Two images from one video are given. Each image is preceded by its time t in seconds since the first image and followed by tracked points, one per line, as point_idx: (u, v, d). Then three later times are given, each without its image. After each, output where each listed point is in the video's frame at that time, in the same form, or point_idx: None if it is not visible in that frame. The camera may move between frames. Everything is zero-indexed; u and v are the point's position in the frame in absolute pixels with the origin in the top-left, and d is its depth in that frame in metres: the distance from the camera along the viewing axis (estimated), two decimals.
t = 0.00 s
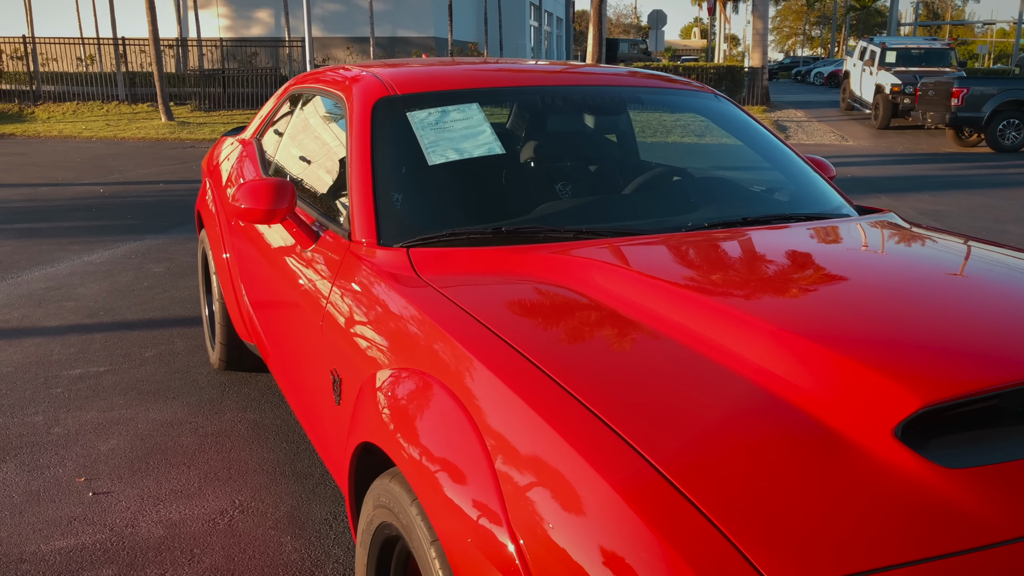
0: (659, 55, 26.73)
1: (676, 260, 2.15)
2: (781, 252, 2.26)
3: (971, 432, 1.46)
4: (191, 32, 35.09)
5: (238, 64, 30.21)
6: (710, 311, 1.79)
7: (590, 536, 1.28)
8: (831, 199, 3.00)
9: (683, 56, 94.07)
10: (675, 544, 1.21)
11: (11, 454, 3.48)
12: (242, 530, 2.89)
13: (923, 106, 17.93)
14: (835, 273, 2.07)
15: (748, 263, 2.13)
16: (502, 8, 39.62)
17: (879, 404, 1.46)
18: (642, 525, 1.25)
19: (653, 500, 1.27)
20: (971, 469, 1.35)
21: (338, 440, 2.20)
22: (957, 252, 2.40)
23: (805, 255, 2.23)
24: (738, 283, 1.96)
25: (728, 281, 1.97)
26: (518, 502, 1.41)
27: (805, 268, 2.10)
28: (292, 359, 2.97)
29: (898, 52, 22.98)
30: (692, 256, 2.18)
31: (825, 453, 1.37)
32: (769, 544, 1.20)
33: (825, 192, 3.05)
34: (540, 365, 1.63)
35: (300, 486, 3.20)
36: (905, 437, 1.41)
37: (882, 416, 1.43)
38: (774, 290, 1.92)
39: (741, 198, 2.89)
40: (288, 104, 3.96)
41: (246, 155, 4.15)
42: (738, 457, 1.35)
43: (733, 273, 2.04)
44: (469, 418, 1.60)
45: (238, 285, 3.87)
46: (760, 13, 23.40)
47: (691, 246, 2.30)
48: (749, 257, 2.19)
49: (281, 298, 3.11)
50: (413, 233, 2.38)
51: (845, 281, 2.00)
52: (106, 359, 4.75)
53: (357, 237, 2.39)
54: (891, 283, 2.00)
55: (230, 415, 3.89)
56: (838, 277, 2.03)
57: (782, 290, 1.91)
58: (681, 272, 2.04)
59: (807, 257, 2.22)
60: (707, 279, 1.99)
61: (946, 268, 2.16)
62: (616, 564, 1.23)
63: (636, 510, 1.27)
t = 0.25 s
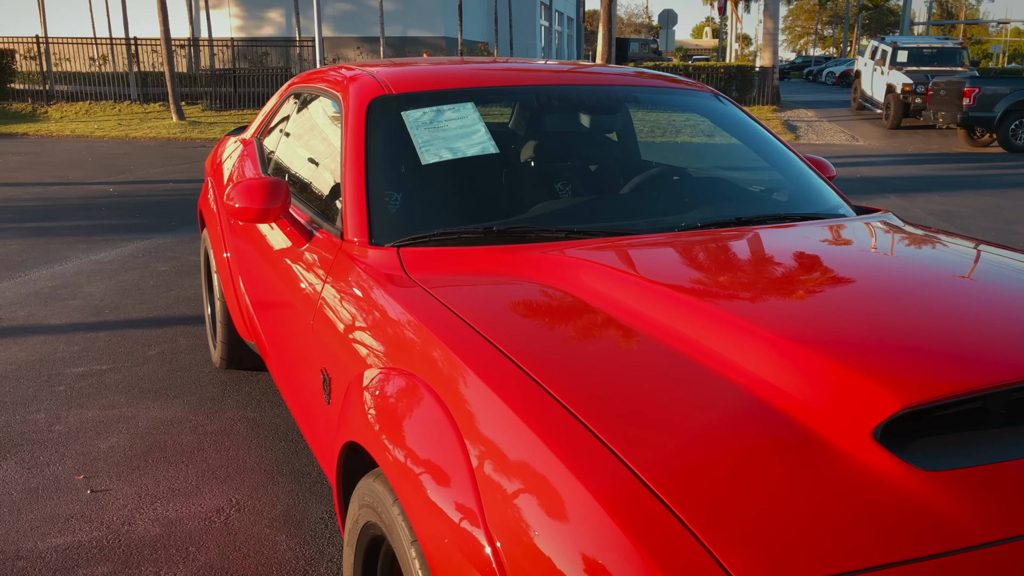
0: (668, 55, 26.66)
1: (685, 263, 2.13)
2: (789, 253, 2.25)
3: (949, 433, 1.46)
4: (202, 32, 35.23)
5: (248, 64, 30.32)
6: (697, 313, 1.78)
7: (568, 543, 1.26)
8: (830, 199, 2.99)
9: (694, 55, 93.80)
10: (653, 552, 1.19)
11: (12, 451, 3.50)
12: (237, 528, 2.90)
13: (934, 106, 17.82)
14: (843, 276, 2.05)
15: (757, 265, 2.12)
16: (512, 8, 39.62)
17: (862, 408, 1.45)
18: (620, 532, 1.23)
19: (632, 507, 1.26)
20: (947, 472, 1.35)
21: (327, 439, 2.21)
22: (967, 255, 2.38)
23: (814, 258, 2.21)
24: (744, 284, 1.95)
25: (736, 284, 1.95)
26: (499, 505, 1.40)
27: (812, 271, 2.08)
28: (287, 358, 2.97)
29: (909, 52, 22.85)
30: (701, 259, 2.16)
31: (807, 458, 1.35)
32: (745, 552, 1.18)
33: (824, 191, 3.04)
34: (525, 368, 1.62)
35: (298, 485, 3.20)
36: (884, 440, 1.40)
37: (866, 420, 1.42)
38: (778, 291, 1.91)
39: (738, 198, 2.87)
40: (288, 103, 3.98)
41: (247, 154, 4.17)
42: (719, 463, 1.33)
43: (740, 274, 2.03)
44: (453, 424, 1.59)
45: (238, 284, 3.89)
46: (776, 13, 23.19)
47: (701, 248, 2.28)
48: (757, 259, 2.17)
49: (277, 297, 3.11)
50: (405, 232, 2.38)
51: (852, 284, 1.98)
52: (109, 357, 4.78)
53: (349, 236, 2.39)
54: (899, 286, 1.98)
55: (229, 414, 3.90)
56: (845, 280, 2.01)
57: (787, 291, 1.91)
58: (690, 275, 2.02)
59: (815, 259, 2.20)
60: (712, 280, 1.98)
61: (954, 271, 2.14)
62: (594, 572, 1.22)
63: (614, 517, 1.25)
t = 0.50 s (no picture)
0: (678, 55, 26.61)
1: (693, 263, 2.12)
2: (796, 254, 2.23)
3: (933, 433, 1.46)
4: (213, 32, 35.36)
5: (258, 64, 30.41)
6: (686, 313, 1.78)
7: (551, 547, 1.25)
8: (829, 198, 2.97)
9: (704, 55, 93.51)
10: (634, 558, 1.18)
11: (14, 448, 3.53)
12: (234, 527, 2.91)
13: (944, 106, 17.72)
14: (849, 277, 2.03)
15: (764, 266, 2.10)
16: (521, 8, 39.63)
17: (846, 410, 1.44)
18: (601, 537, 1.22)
19: (615, 512, 1.25)
20: (930, 474, 1.34)
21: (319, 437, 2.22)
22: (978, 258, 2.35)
23: (823, 259, 2.20)
24: (752, 284, 1.94)
25: (742, 284, 1.94)
26: (483, 507, 1.40)
27: (819, 272, 2.07)
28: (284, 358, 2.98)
29: (920, 52, 22.73)
30: (709, 260, 2.15)
31: (793, 464, 1.35)
32: (725, 560, 1.17)
33: (823, 191, 3.03)
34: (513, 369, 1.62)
35: (296, 484, 3.21)
36: (869, 443, 1.40)
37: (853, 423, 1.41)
38: (786, 292, 1.90)
39: (737, 198, 2.86)
40: (288, 103, 3.99)
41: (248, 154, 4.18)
42: (704, 467, 1.32)
43: (748, 275, 2.02)
44: (439, 427, 1.59)
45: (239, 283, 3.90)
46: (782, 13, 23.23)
47: (709, 249, 2.26)
48: (764, 260, 2.16)
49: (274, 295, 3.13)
50: (399, 231, 2.38)
51: (858, 285, 1.97)
52: (113, 355, 4.80)
53: (343, 235, 2.40)
54: (904, 287, 1.97)
55: (230, 412, 3.92)
56: (850, 281, 2.00)
57: (795, 292, 1.90)
58: (696, 276, 2.01)
59: (822, 259, 2.18)
60: (721, 281, 1.97)
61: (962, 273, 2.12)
62: None
63: (596, 523, 1.24)
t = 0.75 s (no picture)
0: (688, 54, 26.54)
1: (702, 265, 2.09)
2: (804, 255, 2.20)
3: (918, 435, 1.45)
4: (224, 32, 35.51)
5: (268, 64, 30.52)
6: (675, 314, 1.76)
7: (528, 552, 1.23)
8: (828, 197, 2.95)
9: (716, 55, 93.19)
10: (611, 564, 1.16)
11: (14, 446, 3.54)
12: (230, 525, 2.91)
13: (956, 106, 17.61)
14: (857, 278, 2.00)
15: (772, 268, 2.07)
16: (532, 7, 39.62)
17: (833, 415, 1.41)
18: (579, 543, 1.20)
19: (593, 518, 1.23)
20: (914, 477, 1.33)
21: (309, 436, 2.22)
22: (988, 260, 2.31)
23: (831, 260, 2.17)
24: (760, 286, 1.92)
25: (749, 285, 1.92)
26: (464, 511, 1.38)
27: (827, 273, 2.04)
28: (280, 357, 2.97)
29: (932, 51, 22.58)
30: (718, 261, 2.12)
31: (778, 469, 1.33)
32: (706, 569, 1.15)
33: (822, 190, 3.00)
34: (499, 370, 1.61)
35: (293, 483, 3.21)
36: (853, 447, 1.38)
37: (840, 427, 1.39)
38: (793, 293, 1.88)
39: (736, 198, 2.83)
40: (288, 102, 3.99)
41: (249, 153, 4.19)
42: (687, 473, 1.30)
43: (755, 276, 2.00)
44: (424, 430, 1.58)
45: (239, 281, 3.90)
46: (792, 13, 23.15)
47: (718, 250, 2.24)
48: (772, 261, 2.13)
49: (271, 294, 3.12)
50: (392, 230, 2.38)
51: (865, 286, 1.94)
52: (115, 353, 4.81)
53: (336, 233, 2.40)
54: (908, 288, 1.94)
55: (230, 410, 3.92)
56: (859, 282, 1.97)
57: (801, 293, 1.87)
58: (705, 277, 1.99)
59: (830, 261, 2.15)
60: (728, 283, 1.94)
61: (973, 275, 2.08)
62: None
63: (575, 529, 1.22)
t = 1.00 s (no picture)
0: (697, 54, 26.47)
1: (710, 266, 2.07)
2: (812, 256, 2.17)
3: (905, 437, 1.43)
4: (234, 33, 35.63)
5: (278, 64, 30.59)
6: (664, 314, 1.75)
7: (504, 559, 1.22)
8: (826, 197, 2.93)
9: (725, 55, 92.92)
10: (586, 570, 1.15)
11: (14, 443, 3.55)
12: (225, 524, 2.91)
13: (966, 106, 17.49)
14: (864, 279, 1.98)
15: (779, 269, 2.05)
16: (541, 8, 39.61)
17: (818, 418, 1.39)
18: (554, 550, 1.18)
19: (570, 525, 1.21)
20: (896, 479, 1.31)
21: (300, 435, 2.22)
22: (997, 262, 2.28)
23: (839, 261, 2.14)
24: (766, 286, 1.90)
25: (755, 286, 1.90)
26: (442, 515, 1.37)
27: (833, 275, 2.02)
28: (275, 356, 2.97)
29: (943, 50, 22.45)
30: (726, 262, 2.10)
31: (760, 473, 1.31)
32: None
33: (821, 190, 2.98)
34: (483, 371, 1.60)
35: (289, 483, 3.20)
36: (837, 450, 1.37)
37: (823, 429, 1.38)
38: (800, 294, 1.85)
39: (733, 198, 2.81)
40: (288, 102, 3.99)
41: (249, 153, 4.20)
42: (668, 478, 1.29)
43: (761, 277, 1.98)
44: (408, 432, 1.57)
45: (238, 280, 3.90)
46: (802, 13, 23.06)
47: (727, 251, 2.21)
48: (778, 263, 2.11)
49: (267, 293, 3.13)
50: (385, 229, 2.37)
51: (871, 288, 1.91)
52: (118, 352, 4.83)
53: (330, 232, 2.40)
54: (913, 290, 1.91)
55: (229, 409, 3.92)
56: (865, 284, 1.94)
57: (806, 294, 1.85)
58: (712, 278, 1.97)
59: (837, 263, 2.12)
60: (735, 284, 1.92)
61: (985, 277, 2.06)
62: None
63: (551, 535, 1.20)
